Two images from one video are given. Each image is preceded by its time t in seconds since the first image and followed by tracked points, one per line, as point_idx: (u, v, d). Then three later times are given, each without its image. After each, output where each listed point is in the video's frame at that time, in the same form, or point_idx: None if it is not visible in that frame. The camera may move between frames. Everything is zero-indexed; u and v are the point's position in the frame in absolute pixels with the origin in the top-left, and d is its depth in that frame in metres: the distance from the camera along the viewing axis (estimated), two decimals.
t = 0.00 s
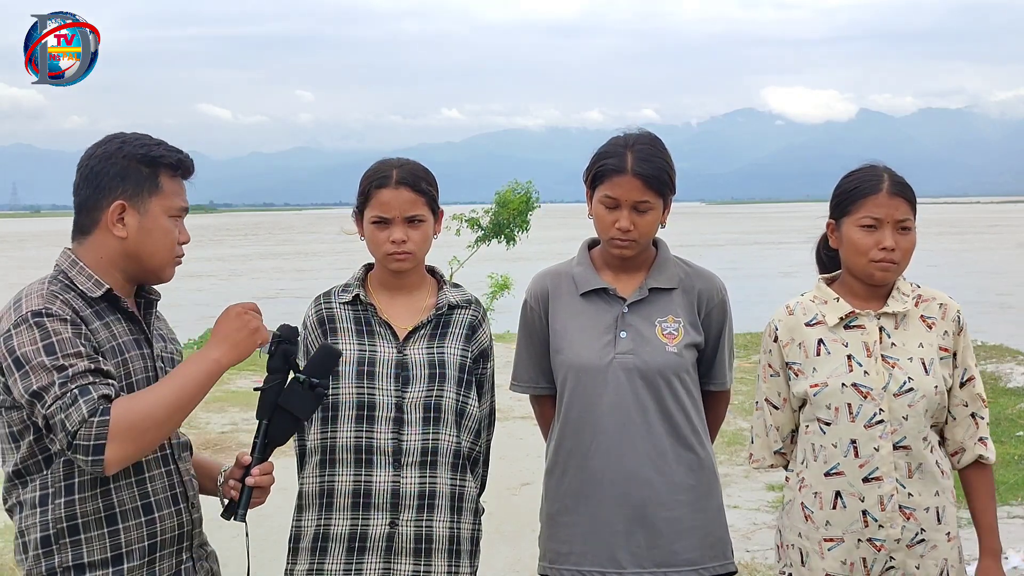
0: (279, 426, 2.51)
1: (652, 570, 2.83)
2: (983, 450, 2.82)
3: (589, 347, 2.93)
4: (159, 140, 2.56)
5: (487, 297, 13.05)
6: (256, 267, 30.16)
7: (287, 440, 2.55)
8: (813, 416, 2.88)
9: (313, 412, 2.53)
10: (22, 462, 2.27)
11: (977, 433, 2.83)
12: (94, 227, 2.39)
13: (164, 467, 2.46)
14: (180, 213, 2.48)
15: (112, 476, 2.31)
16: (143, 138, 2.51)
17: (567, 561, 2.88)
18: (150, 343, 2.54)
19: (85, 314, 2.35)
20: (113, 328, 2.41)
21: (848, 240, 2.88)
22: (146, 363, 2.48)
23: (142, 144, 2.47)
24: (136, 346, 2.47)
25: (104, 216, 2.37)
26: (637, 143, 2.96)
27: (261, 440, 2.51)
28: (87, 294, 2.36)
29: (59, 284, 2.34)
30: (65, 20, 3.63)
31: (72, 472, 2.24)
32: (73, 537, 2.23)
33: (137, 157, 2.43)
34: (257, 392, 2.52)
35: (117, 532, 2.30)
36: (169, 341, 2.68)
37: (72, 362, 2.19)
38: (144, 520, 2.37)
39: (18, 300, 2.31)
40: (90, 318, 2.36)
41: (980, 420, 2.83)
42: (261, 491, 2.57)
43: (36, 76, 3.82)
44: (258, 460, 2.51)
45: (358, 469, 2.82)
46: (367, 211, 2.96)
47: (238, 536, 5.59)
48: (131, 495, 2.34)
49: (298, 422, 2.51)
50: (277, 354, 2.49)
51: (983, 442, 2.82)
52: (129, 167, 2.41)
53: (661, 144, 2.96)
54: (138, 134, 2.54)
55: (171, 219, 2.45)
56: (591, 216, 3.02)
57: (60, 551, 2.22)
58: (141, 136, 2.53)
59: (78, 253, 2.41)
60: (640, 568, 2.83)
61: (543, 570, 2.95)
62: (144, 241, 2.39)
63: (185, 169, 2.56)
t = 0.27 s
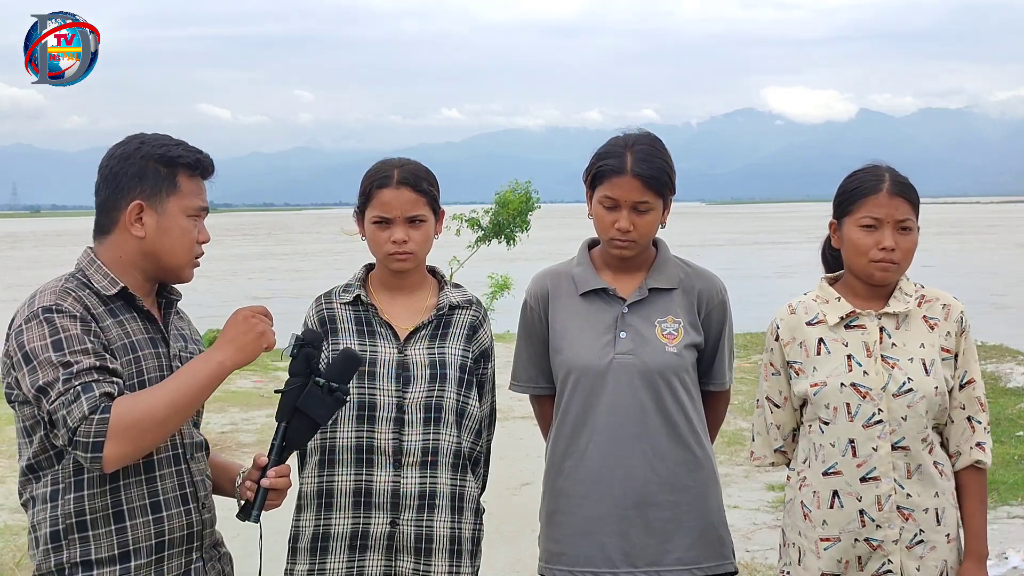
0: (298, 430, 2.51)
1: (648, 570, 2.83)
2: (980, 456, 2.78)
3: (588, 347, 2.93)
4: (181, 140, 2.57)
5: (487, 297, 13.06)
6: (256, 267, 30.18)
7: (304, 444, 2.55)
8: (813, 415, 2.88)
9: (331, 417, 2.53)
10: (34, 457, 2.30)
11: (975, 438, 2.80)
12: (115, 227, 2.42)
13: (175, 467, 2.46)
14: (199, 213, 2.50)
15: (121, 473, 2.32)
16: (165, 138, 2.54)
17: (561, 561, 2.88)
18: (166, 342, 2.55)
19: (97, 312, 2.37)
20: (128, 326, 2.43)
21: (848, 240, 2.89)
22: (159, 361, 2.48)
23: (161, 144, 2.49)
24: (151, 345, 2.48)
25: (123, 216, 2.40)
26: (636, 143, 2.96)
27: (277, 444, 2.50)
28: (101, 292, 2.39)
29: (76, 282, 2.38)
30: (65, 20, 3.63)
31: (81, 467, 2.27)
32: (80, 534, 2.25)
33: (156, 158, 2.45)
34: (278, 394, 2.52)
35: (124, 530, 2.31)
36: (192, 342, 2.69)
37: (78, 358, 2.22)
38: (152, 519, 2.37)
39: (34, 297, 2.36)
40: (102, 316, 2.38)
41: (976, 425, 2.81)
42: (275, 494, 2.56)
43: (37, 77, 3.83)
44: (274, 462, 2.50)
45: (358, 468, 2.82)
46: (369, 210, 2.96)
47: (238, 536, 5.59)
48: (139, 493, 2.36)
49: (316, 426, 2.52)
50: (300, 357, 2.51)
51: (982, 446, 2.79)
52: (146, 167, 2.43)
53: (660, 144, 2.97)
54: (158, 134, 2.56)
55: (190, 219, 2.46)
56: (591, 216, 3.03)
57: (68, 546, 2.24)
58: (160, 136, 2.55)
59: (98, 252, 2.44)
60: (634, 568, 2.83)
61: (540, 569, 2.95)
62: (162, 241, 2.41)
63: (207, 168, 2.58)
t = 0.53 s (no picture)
0: (312, 428, 2.52)
1: (649, 570, 2.84)
2: (986, 456, 2.81)
3: (589, 347, 2.94)
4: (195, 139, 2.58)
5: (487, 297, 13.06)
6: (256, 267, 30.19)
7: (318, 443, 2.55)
8: (814, 415, 2.89)
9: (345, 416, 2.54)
10: (44, 452, 2.31)
11: (981, 440, 2.82)
12: (131, 226, 2.43)
13: (183, 465, 2.46)
14: (214, 211, 2.50)
15: (128, 471, 2.33)
16: (180, 137, 2.55)
17: (562, 561, 2.88)
18: (179, 341, 2.55)
19: (110, 310, 2.38)
20: (140, 324, 2.44)
21: (848, 240, 2.89)
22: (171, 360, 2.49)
23: (175, 143, 2.49)
24: (163, 344, 2.48)
25: (139, 216, 2.41)
26: (638, 143, 2.96)
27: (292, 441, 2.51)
28: (115, 290, 2.41)
29: (89, 279, 2.39)
30: (65, 20, 3.64)
31: (88, 464, 2.28)
32: (86, 530, 2.26)
33: (171, 157, 2.46)
34: (293, 393, 2.55)
35: (130, 527, 2.32)
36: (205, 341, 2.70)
37: (89, 356, 2.23)
38: (158, 517, 2.38)
39: (47, 293, 2.38)
40: (114, 314, 2.39)
41: (983, 426, 2.83)
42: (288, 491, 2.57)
43: (37, 77, 3.84)
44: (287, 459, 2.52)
45: (359, 468, 2.83)
46: (371, 210, 2.96)
47: (238, 536, 5.60)
48: (146, 491, 2.36)
49: (330, 425, 2.53)
50: (316, 356, 2.55)
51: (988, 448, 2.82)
52: (161, 166, 2.44)
53: (662, 143, 2.97)
54: (172, 133, 2.56)
55: (205, 218, 2.47)
56: (591, 216, 3.03)
57: (74, 542, 2.25)
58: (174, 135, 2.55)
59: (113, 251, 2.46)
60: (635, 568, 2.84)
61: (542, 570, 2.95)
62: (177, 239, 2.42)
63: (222, 167, 2.58)
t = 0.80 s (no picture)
0: (315, 426, 2.50)
1: (652, 570, 2.83)
2: (977, 455, 2.85)
3: (591, 347, 2.93)
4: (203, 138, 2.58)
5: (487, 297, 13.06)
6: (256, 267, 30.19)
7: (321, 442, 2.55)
8: (812, 415, 2.90)
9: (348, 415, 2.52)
10: (49, 448, 2.32)
11: (975, 439, 2.85)
12: (140, 226, 2.43)
13: (185, 464, 2.46)
14: (223, 211, 2.50)
15: (131, 469, 2.33)
16: (188, 137, 2.54)
17: (565, 562, 2.88)
18: (184, 341, 2.55)
19: (116, 308, 2.38)
20: (146, 322, 2.44)
21: (848, 240, 2.89)
22: (177, 360, 2.49)
23: (183, 143, 2.49)
24: (169, 343, 2.48)
25: (149, 216, 2.41)
26: (639, 143, 2.96)
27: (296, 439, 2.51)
28: (122, 289, 2.40)
29: (96, 277, 2.39)
30: (65, 20, 3.64)
31: (93, 461, 2.28)
32: (88, 528, 2.26)
33: (180, 157, 2.46)
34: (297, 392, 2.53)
35: (132, 525, 2.32)
36: (210, 342, 2.70)
37: (96, 350, 2.23)
38: (160, 515, 2.37)
39: (54, 290, 2.38)
40: (121, 311, 2.39)
41: (980, 425, 2.85)
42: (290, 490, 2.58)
43: (37, 77, 3.84)
44: (291, 458, 2.53)
45: (361, 468, 2.83)
46: (374, 210, 2.96)
47: (238, 536, 5.59)
48: (148, 489, 2.36)
49: (333, 423, 2.51)
50: (320, 354, 2.53)
51: (982, 450, 2.84)
52: (169, 167, 2.44)
53: (664, 144, 2.96)
54: (179, 133, 2.56)
55: (214, 217, 2.47)
56: (592, 216, 3.03)
57: (77, 539, 2.25)
58: (181, 135, 2.55)
59: (121, 250, 2.46)
60: (638, 568, 2.83)
61: (544, 570, 2.95)
62: (187, 240, 2.43)
63: (229, 166, 2.58)
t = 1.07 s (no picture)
0: (312, 426, 2.52)
1: (652, 569, 2.84)
2: (978, 452, 2.91)
3: (593, 347, 2.94)
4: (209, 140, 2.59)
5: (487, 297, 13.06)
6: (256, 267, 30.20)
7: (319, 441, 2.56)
8: (813, 415, 2.91)
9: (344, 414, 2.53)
10: (51, 445, 2.33)
11: (974, 437, 2.92)
12: (146, 226, 2.44)
13: (186, 464, 2.47)
14: (228, 212, 2.52)
15: (132, 468, 2.34)
16: (195, 139, 2.56)
17: (566, 561, 2.89)
18: (188, 342, 2.56)
19: (121, 307, 2.39)
20: (150, 322, 2.45)
21: (847, 241, 2.90)
22: (179, 360, 2.50)
23: (190, 144, 2.50)
24: (172, 343, 2.49)
25: (155, 216, 2.42)
26: (641, 144, 2.96)
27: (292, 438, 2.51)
28: (127, 287, 2.41)
29: (103, 275, 2.40)
30: (65, 20, 3.66)
31: (95, 459, 2.29)
32: (88, 526, 2.27)
33: (187, 159, 2.47)
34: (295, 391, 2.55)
35: (131, 523, 2.33)
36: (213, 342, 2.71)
37: (103, 350, 2.24)
38: (159, 514, 2.38)
39: (59, 287, 2.38)
40: (127, 310, 2.40)
41: (980, 424, 2.91)
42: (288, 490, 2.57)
43: (37, 77, 3.85)
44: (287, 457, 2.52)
45: (365, 467, 2.83)
46: (378, 210, 2.97)
47: (238, 536, 5.60)
48: (149, 488, 2.37)
49: (330, 423, 2.52)
50: (316, 354, 2.54)
51: (983, 447, 2.90)
52: (176, 168, 2.45)
53: (666, 144, 2.97)
54: (187, 135, 2.57)
55: (219, 219, 2.48)
56: (594, 216, 3.04)
57: (77, 537, 2.26)
58: (188, 137, 2.56)
59: (126, 250, 2.47)
60: (638, 567, 2.84)
61: (545, 570, 2.96)
62: (192, 240, 2.44)
63: (235, 168, 2.59)
